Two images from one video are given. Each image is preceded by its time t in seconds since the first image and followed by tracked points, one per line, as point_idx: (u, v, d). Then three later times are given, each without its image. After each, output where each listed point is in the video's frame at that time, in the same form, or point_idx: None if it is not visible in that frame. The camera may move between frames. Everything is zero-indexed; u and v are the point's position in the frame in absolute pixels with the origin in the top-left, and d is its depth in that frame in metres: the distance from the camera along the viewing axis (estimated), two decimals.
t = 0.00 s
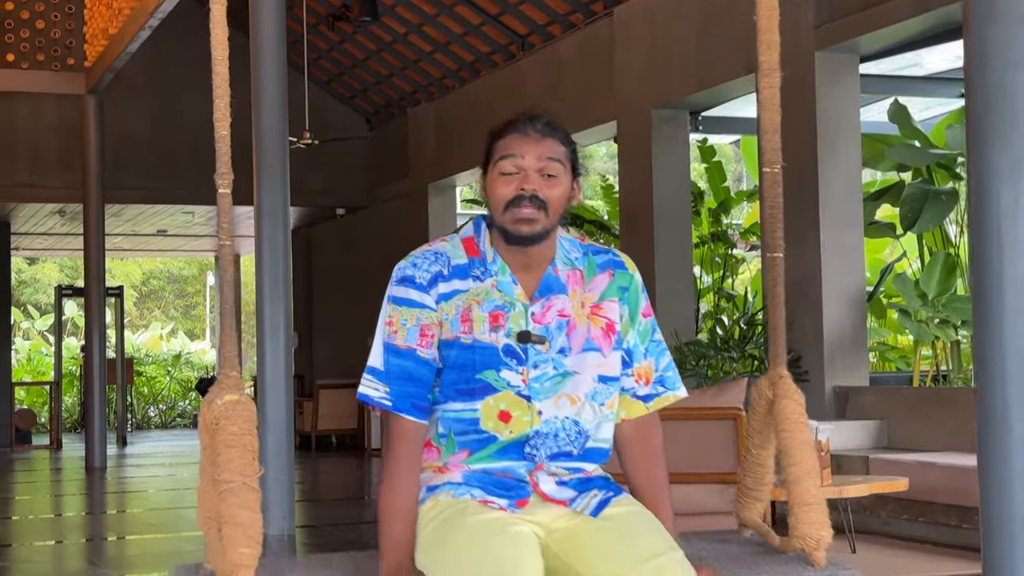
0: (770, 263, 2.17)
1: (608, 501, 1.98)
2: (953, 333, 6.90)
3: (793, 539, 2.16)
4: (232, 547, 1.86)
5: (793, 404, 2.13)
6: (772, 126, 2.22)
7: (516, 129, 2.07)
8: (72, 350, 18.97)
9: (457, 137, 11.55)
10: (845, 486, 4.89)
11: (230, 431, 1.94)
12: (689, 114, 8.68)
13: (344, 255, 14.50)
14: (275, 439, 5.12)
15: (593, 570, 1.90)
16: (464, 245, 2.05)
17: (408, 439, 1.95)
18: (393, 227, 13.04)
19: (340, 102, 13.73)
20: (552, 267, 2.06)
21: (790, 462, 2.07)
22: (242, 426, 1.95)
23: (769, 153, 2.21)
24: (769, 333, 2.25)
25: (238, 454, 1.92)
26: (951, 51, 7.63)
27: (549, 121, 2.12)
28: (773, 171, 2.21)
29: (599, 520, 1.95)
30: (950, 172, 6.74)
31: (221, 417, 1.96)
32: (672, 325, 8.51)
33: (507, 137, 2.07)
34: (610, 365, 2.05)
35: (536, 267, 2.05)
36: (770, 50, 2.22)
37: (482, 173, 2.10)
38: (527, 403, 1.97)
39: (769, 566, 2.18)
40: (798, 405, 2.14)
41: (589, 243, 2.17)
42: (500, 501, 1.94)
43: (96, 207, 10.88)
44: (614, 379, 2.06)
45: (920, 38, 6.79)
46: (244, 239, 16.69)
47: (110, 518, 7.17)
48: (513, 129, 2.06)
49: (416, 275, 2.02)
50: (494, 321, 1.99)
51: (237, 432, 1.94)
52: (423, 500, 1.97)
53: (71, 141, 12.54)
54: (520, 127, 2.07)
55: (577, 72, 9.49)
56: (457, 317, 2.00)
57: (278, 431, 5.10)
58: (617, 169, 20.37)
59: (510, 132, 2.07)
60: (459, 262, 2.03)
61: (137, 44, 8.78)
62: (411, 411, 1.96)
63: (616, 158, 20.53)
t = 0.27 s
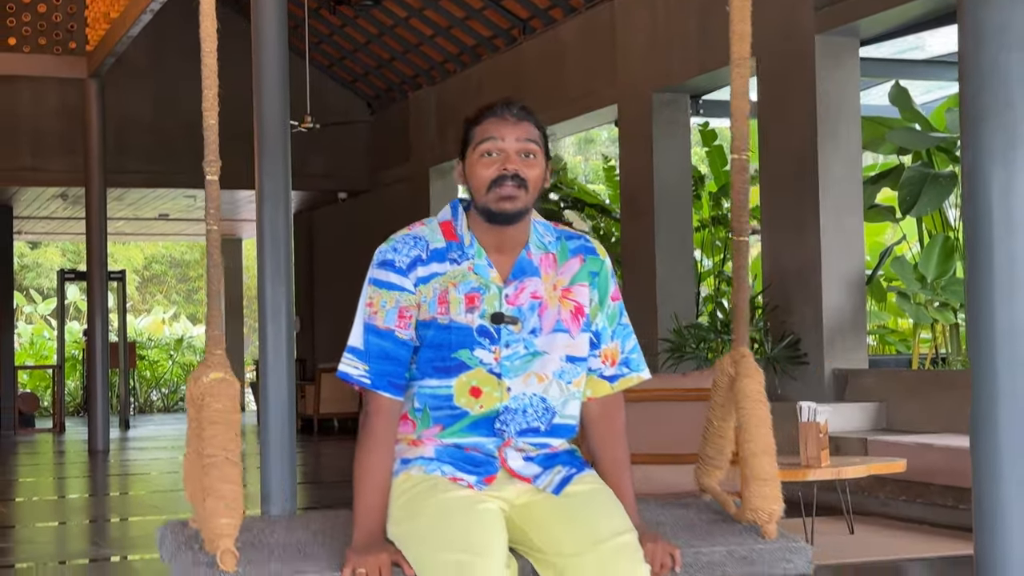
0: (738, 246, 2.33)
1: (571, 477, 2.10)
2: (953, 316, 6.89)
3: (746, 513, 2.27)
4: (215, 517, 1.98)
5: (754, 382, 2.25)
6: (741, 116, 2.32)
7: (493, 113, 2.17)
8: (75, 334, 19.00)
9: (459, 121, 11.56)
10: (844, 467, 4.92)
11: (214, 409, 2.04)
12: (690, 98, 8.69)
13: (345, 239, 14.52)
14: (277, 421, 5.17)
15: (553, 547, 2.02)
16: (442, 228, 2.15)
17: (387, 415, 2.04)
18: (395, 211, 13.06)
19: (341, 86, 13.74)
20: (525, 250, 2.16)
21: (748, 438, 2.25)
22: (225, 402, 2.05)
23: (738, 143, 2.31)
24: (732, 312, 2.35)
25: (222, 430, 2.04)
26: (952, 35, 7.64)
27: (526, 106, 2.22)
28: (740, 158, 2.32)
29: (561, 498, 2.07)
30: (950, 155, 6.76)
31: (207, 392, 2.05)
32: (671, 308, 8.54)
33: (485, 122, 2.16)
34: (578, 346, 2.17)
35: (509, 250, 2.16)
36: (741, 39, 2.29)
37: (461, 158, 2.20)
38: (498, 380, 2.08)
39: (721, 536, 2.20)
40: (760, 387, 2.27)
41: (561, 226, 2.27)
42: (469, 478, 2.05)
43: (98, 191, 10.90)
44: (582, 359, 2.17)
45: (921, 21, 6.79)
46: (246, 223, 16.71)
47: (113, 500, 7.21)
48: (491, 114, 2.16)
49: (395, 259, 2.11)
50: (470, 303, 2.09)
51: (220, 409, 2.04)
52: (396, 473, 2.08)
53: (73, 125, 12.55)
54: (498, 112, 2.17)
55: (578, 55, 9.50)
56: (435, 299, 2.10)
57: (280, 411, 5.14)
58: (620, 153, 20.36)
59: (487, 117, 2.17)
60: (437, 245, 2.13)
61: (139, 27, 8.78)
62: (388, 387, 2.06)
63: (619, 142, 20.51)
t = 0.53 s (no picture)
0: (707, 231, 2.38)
1: (542, 455, 2.14)
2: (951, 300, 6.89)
3: (706, 486, 2.29)
4: (201, 491, 2.00)
5: (718, 360, 2.29)
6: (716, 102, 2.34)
7: (472, 103, 2.19)
8: (77, 319, 19.03)
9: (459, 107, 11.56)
10: (841, 450, 4.95)
11: (202, 386, 2.07)
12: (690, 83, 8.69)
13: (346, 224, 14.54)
14: (277, 405, 5.19)
15: (519, 521, 2.07)
16: (426, 212, 2.18)
17: (368, 390, 2.10)
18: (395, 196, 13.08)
19: (342, 71, 13.74)
20: (505, 235, 2.19)
21: (711, 415, 2.28)
22: (213, 379, 2.08)
23: (709, 128, 2.37)
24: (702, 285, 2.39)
25: (210, 407, 2.07)
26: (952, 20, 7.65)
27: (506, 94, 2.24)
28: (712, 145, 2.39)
29: (531, 476, 2.11)
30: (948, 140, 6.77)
31: (194, 370, 2.08)
32: (670, 293, 8.57)
33: (466, 112, 2.17)
34: (553, 327, 2.19)
35: (490, 234, 2.18)
36: (715, 27, 2.31)
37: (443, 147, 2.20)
38: (474, 360, 2.11)
39: (680, 506, 2.23)
40: (724, 364, 2.30)
41: (541, 208, 2.29)
42: (443, 456, 2.10)
43: (99, 176, 10.92)
44: (557, 340, 2.19)
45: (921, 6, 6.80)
46: (247, 208, 16.72)
47: (115, 483, 7.25)
48: (472, 102, 2.17)
49: (381, 241, 2.16)
50: (450, 287, 2.13)
51: (207, 386, 2.07)
52: (375, 446, 2.14)
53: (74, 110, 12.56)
54: (478, 101, 2.19)
55: (578, 40, 9.50)
56: (417, 282, 2.14)
57: (280, 394, 5.16)
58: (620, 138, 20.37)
59: (469, 105, 2.18)
60: (421, 229, 2.17)
61: (139, 12, 8.79)
62: (370, 365, 2.11)
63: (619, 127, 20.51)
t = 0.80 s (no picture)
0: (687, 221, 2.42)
1: (526, 438, 2.18)
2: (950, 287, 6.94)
3: (683, 467, 2.32)
4: (196, 472, 2.04)
5: (696, 345, 2.35)
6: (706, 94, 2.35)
7: (468, 111, 2.20)
8: (78, 305, 19.04)
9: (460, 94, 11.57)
10: (840, 436, 4.97)
11: (197, 370, 2.13)
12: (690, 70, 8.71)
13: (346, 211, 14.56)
14: (279, 391, 5.21)
15: (503, 501, 2.13)
16: (419, 204, 2.21)
17: (358, 375, 2.14)
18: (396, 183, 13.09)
19: (343, 58, 13.75)
20: (496, 226, 2.22)
21: (688, 399, 2.34)
22: (208, 364, 2.14)
23: (691, 120, 2.38)
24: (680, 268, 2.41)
25: (205, 392, 2.13)
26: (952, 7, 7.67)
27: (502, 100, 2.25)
28: (694, 135, 2.41)
29: (516, 458, 2.16)
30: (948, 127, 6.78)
31: (189, 354, 2.13)
32: (670, 280, 8.60)
33: (461, 120, 2.19)
34: (539, 316, 2.22)
35: (481, 228, 2.20)
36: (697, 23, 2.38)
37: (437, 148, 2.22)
38: (462, 348, 2.15)
39: (656, 487, 2.27)
40: (702, 349, 2.36)
41: (529, 199, 2.31)
42: (431, 438, 2.14)
43: (100, 162, 10.92)
44: (543, 329, 2.23)
45: None
46: (248, 194, 16.72)
47: (116, 469, 7.27)
48: (466, 112, 2.19)
49: (375, 232, 2.19)
50: (440, 278, 2.17)
51: (203, 370, 2.13)
52: (365, 429, 2.18)
53: (75, 96, 12.57)
54: (472, 108, 2.20)
55: (579, 27, 9.51)
56: (410, 272, 2.18)
57: (281, 382, 5.18)
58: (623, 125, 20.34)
59: (463, 113, 2.20)
60: (414, 221, 2.20)
61: None
62: (361, 351, 2.14)
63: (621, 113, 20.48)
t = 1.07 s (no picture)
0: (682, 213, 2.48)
1: (525, 427, 2.25)
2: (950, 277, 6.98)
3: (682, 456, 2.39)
4: (197, 462, 2.07)
5: (695, 337, 2.41)
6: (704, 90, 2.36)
7: (460, 107, 2.24)
8: (79, 294, 19.04)
9: (461, 83, 11.57)
10: (840, 425, 4.99)
11: (198, 361, 2.17)
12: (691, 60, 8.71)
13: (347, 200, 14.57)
14: (280, 381, 5.24)
15: (504, 489, 2.17)
16: (416, 196, 2.27)
17: (357, 366, 2.18)
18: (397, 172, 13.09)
19: (345, 47, 13.75)
20: (492, 218, 2.28)
21: (686, 389, 2.41)
22: (209, 356, 2.18)
23: (687, 114, 2.40)
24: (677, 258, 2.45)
25: (206, 383, 2.17)
26: None
27: (498, 95, 2.27)
28: (692, 127, 2.42)
29: (514, 447, 2.22)
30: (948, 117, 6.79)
31: (190, 346, 2.18)
32: (670, 269, 8.62)
33: (453, 115, 2.23)
34: (536, 308, 2.29)
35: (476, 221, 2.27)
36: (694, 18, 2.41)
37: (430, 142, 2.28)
38: (459, 340, 2.21)
39: (658, 476, 2.33)
40: (700, 340, 2.43)
41: (525, 193, 2.38)
42: (430, 429, 2.19)
43: (101, 151, 10.92)
44: (538, 319, 2.30)
45: None
46: (249, 184, 16.72)
47: (119, 459, 7.29)
48: (458, 107, 2.23)
49: (373, 223, 2.24)
50: (435, 269, 2.23)
51: (204, 361, 2.17)
52: (364, 420, 2.23)
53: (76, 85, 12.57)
54: (466, 105, 2.24)
55: (580, 16, 9.50)
56: (406, 264, 2.23)
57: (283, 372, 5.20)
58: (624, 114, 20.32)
59: (456, 108, 2.24)
60: (411, 213, 2.25)
61: None
62: (359, 341, 2.19)
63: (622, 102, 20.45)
